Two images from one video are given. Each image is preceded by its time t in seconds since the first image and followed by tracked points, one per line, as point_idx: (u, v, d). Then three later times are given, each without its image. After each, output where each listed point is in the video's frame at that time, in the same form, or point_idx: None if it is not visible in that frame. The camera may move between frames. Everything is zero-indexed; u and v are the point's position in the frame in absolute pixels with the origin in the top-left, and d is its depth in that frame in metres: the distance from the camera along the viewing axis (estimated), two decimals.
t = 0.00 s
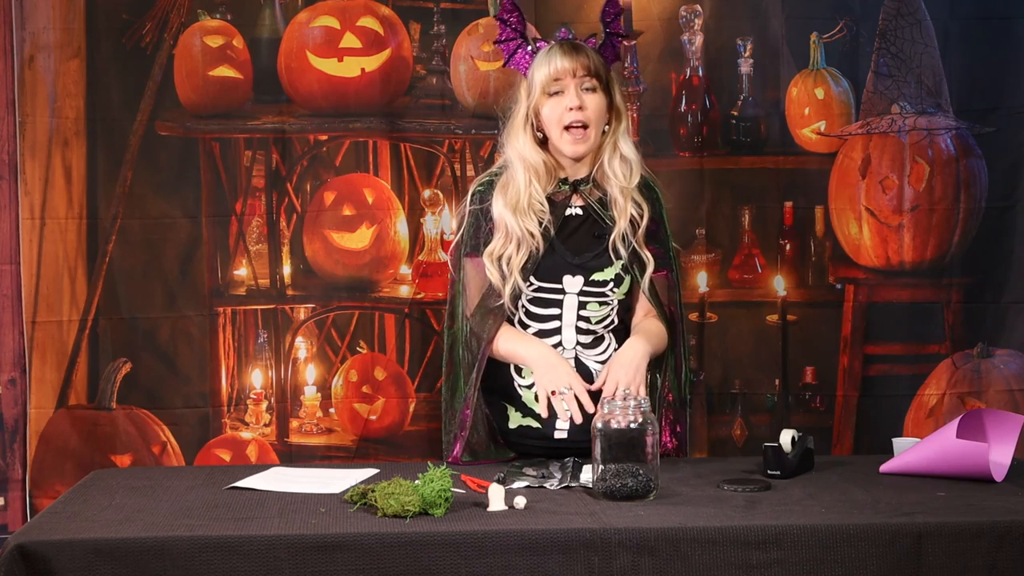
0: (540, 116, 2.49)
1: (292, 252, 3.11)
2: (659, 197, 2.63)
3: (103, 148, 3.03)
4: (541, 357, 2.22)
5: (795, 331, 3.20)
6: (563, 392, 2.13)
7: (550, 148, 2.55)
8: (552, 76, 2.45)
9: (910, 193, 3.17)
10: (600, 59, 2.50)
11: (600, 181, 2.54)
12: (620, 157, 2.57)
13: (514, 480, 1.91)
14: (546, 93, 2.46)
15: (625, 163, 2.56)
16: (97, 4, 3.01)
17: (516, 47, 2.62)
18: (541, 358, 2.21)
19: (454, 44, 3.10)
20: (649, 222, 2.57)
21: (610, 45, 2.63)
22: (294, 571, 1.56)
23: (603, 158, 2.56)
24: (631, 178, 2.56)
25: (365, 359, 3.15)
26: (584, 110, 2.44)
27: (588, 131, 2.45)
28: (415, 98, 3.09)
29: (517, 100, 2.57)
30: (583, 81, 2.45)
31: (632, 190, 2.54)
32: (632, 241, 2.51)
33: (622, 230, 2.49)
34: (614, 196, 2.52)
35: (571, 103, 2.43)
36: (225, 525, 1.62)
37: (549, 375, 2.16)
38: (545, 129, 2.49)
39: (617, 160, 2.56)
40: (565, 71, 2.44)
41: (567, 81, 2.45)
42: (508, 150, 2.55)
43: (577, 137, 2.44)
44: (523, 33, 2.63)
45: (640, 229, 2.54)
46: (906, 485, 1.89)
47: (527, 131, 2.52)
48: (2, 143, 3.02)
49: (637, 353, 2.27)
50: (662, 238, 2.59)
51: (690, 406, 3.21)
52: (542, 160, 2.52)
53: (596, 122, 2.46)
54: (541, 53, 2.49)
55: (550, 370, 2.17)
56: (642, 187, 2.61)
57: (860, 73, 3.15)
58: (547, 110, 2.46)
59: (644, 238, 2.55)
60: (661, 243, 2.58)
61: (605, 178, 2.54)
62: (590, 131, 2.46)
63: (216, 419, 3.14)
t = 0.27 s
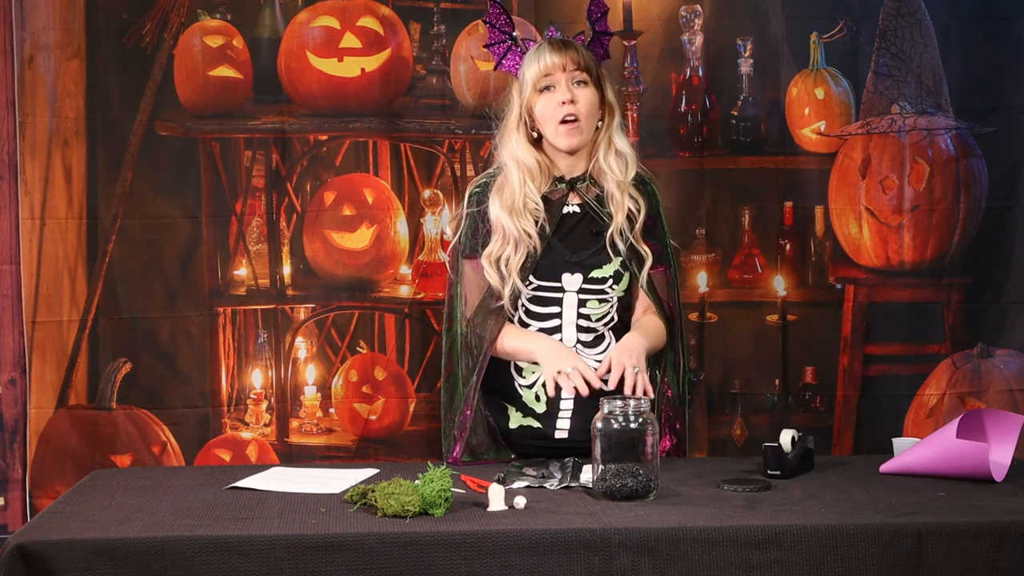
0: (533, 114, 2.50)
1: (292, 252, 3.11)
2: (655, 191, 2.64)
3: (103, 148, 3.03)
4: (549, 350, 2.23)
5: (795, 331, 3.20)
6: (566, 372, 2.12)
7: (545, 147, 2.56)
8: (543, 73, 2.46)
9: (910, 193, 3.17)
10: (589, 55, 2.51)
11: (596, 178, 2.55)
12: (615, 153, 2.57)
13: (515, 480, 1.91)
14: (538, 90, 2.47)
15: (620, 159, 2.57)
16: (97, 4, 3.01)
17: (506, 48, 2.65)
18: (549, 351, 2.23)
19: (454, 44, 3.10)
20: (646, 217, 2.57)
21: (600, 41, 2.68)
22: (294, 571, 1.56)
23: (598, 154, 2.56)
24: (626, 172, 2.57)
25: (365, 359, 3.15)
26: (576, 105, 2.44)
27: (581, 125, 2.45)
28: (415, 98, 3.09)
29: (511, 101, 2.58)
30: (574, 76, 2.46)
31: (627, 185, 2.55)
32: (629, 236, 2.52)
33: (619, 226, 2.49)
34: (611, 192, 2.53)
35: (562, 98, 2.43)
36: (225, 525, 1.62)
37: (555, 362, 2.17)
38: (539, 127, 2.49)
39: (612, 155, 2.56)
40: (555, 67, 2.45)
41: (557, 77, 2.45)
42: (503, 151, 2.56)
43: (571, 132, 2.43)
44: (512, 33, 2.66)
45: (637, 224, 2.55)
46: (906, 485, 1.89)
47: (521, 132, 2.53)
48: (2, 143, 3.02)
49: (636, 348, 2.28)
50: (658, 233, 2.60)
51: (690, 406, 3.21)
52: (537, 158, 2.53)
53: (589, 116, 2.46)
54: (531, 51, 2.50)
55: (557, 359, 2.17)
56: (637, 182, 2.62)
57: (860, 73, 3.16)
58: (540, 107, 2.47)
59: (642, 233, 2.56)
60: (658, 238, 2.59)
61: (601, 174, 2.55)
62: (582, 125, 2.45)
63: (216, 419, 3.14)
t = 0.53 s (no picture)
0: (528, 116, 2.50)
1: (292, 252, 3.11)
2: (652, 189, 2.64)
3: (104, 148, 3.03)
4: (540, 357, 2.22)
5: (795, 331, 3.20)
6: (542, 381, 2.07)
7: (540, 147, 2.56)
8: (538, 76, 2.45)
9: (910, 193, 3.17)
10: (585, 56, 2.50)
11: (592, 177, 2.56)
12: (610, 152, 2.58)
13: (515, 480, 1.91)
14: (533, 93, 2.47)
15: (615, 158, 2.58)
16: (97, 4, 3.01)
17: (502, 49, 2.65)
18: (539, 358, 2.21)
19: (454, 44, 3.10)
20: (643, 214, 2.57)
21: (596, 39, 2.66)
22: (294, 571, 1.56)
23: (594, 154, 2.57)
24: (622, 172, 2.58)
25: (365, 359, 3.15)
26: (571, 108, 2.43)
27: (576, 128, 2.44)
28: (415, 98, 3.09)
29: (506, 100, 2.58)
30: (569, 79, 2.45)
31: (624, 184, 2.55)
32: (627, 233, 2.52)
33: (616, 223, 2.49)
34: (607, 190, 2.53)
35: (557, 102, 2.43)
36: (225, 525, 1.62)
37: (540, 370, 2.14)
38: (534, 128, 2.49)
39: (607, 155, 2.57)
40: (550, 70, 2.44)
41: (552, 80, 2.45)
42: (498, 150, 2.56)
43: (566, 134, 2.44)
44: (507, 34, 2.65)
45: (634, 222, 2.55)
46: (906, 485, 1.89)
47: (516, 132, 2.53)
48: (2, 143, 3.02)
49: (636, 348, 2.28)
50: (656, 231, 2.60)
51: (690, 406, 3.21)
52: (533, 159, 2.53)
53: (584, 118, 2.46)
54: (526, 53, 2.49)
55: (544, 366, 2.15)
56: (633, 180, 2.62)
57: (860, 73, 3.16)
58: (535, 110, 2.46)
59: (639, 230, 2.56)
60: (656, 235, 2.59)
61: (597, 172, 2.55)
62: (579, 128, 2.45)
63: (216, 419, 3.14)
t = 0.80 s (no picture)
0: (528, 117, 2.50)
1: (292, 252, 3.11)
2: (649, 188, 2.64)
3: (104, 148, 3.03)
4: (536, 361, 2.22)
5: (795, 331, 3.20)
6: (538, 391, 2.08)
7: (538, 146, 2.57)
8: (539, 79, 2.45)
9: (910, 193, 3.17)
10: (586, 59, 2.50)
11: (590, 176, 2.56)
12: (608, 152, 2.58)
13: (515, 480, 1.91)
14: (534, 95, 2.47)
15: (613, 158, 2.58)
16: (97, 4, 3.01)
17: (502, 47, 2.64)
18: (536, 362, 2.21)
19: (454, 44, 3.09)
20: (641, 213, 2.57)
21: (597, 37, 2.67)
22: (294, 571, 1.56)
23: (592, 153, 2.57)
24: (619, 171, 2.58)
25: (365, 359, 3.15)
26: (571, 112, 2.44)
27: (576, 131, 2.45)
28: (415, 98, 3.09)
29: (505, 100, 2.58)
30: (570, 82, 2.45)
31: (621, 183, 2.55)
32: (624, 232, 2.52)
33: (614, 222, 2.49)
34: (604, 189, 2.53)
35: (557, 106, 2.43)
36: (225, 525, 1.62)
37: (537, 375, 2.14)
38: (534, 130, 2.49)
39: (605, 155, 2.57)
40: (551, 73, 2.44)
41: (553, 83, 2.45)
42: (497, 150, 2.56)
43: (565, 137, 2.44)
44: (507, 32, 2.65)
45: (632, 220, 2.55)
46: (906, 486, 1.89)
47: (514, 132, 2.53)
48: (2, 143, 3.02)
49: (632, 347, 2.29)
50: (653, 229, 2.60)
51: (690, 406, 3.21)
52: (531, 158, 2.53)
53: (584, 121, 2.47)
54: (527, 54, 2.49)
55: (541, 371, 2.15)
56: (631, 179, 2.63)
57: (860, 73, 3.16)
58: (535, 112, 2.47)
59: (637, 228, 2.56)
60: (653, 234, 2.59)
61: (594, 171, 2.56)
62: (578, 132, 2.46)
63: (216, 419, 3.14)
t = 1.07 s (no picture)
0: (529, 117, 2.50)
1: (292, 252, 3.11)
2: (649, 189, 2.64)
3: (104, 148, 3.03)
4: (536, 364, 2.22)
5: (795, 331, 3.20)
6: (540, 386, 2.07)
7: (539, 146, 2.57)
8: (541, 80, 2.44)
9: (910, 193, 3.17)
10: (589, 61, 2.49)
11: (590, 177, 2.56)
12: (608, 153, 2.58)
13: (515, 480, 1.91)
14: (536, 95, 2.46)
15: (614, 159, 2.58)
16: (97, 5, 3.01)
17: (506, 45, 2.63)
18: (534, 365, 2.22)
19: (454, 44, 3.10)
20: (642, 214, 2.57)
21: (601, 39, 2.65)
22: (294, 571, 1.56)
23: (592, 154, 2.57)
24: (620, 172, 2.58)
25: (365, 359, 3.15)
26: (572, 114, 2.44)
27: (577, 134, 2.45)
28: (415, 98, 3.09)
29: (507, 99, 2.58)
30: (572, 84, 2.45)
31: (621, 184, 2.55)
32: (624, 233, 2.52)
33: (614, 223, 2.50)
34: (604, 190, 2.53)
35: (558, 108, 2.43)
36: (226, 525, 1.62)
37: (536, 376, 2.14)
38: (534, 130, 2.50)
39: (605, 156, 2.57)
40: (554, 75, 2.43)
41: (555, 85, 2.44)
42: (497, 148, 2.56)
43: (566, 139, 2.44)
44: (512, 32, 2.64)
45: (632, 221, 2.55)
46: (906, 486, 1.89)
47: (515, 131, 2.53)
48: (2, 143, 3.02)
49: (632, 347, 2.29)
50: (653, 230, 2.60)
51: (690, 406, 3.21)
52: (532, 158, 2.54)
53: (585, 124, 2.47)
54: (530, 55, 2.48)
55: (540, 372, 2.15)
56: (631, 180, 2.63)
57: (860, 73, 3.16)
58: (536, 113, 2.47)
59: (637, 229, 2.56)
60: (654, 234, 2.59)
61: (594, 172, 2.56)
62: (578, 134, 2.46)
63: (216, 419, 3.14)
